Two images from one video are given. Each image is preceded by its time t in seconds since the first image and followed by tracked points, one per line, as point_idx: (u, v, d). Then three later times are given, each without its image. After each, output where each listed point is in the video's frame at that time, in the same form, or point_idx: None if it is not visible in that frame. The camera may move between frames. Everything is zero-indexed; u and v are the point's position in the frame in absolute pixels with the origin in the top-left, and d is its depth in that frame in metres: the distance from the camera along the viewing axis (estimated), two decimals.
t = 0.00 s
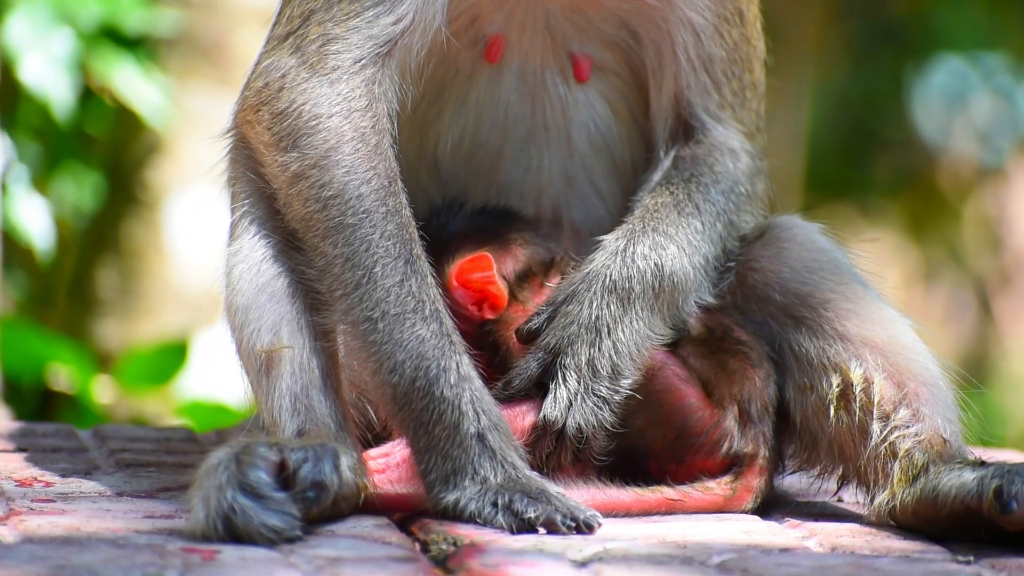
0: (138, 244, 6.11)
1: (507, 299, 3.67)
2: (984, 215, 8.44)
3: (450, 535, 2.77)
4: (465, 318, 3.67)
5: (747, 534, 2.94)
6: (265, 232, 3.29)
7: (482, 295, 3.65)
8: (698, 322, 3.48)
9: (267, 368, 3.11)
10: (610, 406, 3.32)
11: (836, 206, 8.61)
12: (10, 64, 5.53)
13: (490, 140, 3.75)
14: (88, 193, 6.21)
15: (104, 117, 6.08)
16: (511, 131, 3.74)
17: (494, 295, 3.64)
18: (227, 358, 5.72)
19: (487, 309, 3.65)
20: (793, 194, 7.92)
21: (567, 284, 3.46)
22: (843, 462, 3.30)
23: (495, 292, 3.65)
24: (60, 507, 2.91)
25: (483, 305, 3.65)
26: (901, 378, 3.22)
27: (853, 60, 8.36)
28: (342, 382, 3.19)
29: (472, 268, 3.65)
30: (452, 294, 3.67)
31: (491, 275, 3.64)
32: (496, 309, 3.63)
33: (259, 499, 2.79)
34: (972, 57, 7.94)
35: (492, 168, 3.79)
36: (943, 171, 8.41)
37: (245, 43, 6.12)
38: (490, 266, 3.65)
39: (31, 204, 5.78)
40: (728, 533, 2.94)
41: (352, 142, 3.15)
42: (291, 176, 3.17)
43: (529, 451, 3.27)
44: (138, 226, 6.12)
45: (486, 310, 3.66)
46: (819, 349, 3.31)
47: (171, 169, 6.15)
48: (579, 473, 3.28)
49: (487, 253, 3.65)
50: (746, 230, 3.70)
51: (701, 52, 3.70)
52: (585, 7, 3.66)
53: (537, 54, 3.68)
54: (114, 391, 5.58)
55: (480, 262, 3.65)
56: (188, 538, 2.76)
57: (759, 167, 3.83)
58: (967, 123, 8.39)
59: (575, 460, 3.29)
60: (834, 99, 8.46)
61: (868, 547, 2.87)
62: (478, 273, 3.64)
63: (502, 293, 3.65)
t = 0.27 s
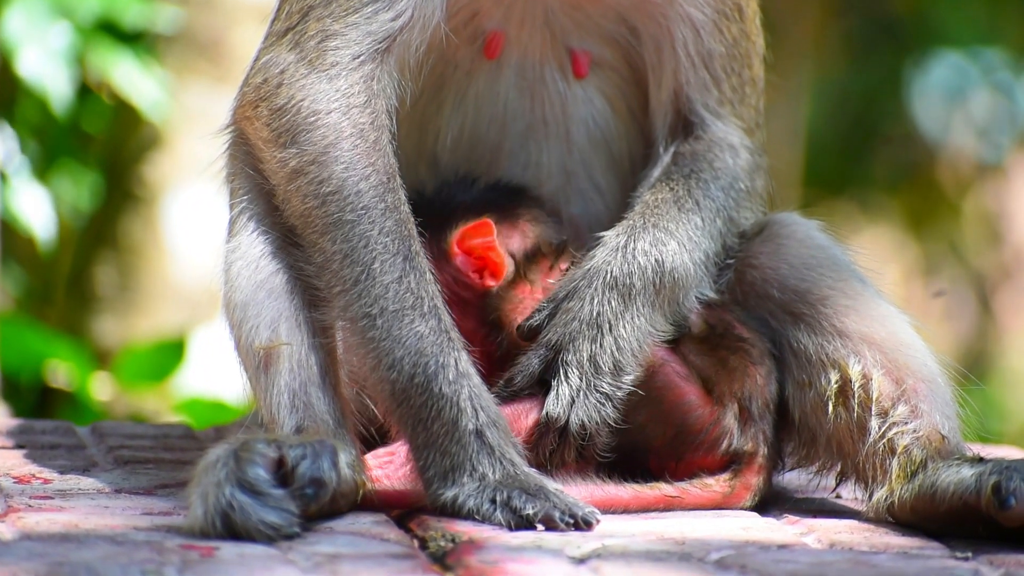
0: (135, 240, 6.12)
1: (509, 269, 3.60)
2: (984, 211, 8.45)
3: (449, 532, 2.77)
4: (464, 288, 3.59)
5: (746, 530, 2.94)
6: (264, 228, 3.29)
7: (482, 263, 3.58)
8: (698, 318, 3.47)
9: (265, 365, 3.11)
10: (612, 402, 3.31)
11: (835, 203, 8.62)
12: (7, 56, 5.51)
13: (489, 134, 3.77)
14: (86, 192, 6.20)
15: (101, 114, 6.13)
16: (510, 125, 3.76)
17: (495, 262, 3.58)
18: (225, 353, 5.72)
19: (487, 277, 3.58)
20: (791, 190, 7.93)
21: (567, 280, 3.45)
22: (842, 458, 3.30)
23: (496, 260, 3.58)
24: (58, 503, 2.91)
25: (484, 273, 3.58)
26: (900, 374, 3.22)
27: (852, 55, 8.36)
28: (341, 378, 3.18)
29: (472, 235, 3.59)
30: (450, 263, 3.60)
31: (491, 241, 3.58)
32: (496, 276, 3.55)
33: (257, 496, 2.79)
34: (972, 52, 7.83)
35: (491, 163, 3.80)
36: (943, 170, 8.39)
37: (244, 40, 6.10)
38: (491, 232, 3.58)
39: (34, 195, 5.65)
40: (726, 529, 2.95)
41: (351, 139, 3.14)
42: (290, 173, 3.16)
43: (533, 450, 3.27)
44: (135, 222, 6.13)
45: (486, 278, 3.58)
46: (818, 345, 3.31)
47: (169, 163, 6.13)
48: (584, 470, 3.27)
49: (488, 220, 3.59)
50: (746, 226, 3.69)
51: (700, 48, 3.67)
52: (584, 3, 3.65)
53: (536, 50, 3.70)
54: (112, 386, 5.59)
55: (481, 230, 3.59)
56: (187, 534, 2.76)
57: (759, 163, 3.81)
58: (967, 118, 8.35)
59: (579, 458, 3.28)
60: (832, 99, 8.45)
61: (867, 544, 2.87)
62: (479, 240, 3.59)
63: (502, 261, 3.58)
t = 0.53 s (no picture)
0: (135, 237, 6.10)
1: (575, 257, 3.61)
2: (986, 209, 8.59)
3: (448, 530, 2.77)
4: (524, 255, 3.61)
5: (746, 528, 2.94)
6: (265, 225, 3.29)
7: (556, 239, 3.58)
8: (717, 317, 3.47)
9: (266, 362, 3.11)
10: (647, 395, 3.31)
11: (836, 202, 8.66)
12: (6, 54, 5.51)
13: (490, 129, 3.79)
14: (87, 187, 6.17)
15: (101, 113, 6.09)
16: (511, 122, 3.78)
17: (569, 246, 3.58)
18: (226, 351, 5.72)
19: (553, 255, 3.59)
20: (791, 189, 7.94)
21: (591, 275, 3.46)
22: (842, 456, 3.30)
23: (567, 244, 3.58)
24: (58, 501, 2.91)
25: (549, 250, 3.59)
26: (901, 372, 3.22)
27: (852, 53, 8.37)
28: (340, 376, 3.18)
29: (559, 209, 3.58)
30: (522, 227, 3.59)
31: (576, 226, 3.57)
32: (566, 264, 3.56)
33: (257, 494, 2.79)
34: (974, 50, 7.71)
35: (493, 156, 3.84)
36: (944, 168, 8.41)
37: (242, 37, 6.10)
38: (578, 216, 3.59)
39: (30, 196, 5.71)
40: (727, 527, 2.95)
41: (352, 135, 3.14)
42: (291, 169, 3.16)
43: (569, 453, 3.27)
44: (136, 219, 6.11)
45: (552, 256, 3.59)
46: (819, 343, 3.30)
47: (169, 161, 6.13)
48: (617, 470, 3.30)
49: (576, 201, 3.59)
50: (754, 221, 3.67)
51: (705, 42, 3.66)
52: None
53: (537, 48, 3.70)
54: (112, 384, 5.59)
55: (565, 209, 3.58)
56: (186, 532, 2.76)
57: (767, 158, 3.78)
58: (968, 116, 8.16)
59: (619, 457, 3.31)
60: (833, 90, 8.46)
61: (866, 541, 2.87)
62: (564, 217, 3.58)
63: (575, 248, 3.59)
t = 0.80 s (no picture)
0: (137, 238, 6.11)
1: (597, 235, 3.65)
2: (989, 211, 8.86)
3: (448, 532, 2.77)
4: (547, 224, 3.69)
5: (746, 530, 2.94)
6: (266, 226, 3.28)
7: (580, 213, 3.62)
8: (723, 320, 3.44)
9: (266, 364, 3.10)
10: (640, 394, 3.31)
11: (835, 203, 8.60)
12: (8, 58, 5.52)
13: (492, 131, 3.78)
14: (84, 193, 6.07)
15: (102, 116, 6.03)
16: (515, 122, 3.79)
17: (593, 221, 3.62)
18: (226, 351, 5.72)
19: (575, 230, 3.64)
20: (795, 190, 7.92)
21: (600, 269, 3.48)
22: (842, 458, 3.30)
23: (591, 221, 3.62)
24: (58, 503, 2.91)
25: (572, 223, 3.64)
26: (901, 374, 3.22)
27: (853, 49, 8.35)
28: (341, 378, 3.18)
29: (588, 184, 3.62)
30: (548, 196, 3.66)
31: (602, 205, 3.60)
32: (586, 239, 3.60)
33: (257, 496, 2.79)
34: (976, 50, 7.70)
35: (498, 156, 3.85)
36: (945, 170, 8.51)
37: (244, 37, 6.12)
38: (606, 194, 3.62)
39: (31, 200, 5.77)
40: (726, 529, 2.95)
41: (354, 137, 3.14)
42: (293, 171, 3.16)
43: (556, 442, 3.28)
44: (136, 220, 6.13)
45: (575, 229, 3.64)
46: (819, 345, 3.30)
47: (170, 162, 6.15)
48: (603, 465, 3.31)
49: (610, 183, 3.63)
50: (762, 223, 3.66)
51: (710, 43, 3.67)
52: None
53: (540, 49, 3.71)
54: (112, 386, 5.58)
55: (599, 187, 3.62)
56: (186, 534, 2.76)
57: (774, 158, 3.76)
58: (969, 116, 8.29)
59: (602, 450, 3.31)
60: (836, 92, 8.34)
61: (866, 544, 2.87)
62: (591, 193, 3.61)
63: (599, 226, 3.63)
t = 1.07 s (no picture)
0: (134, 238, 6.10)
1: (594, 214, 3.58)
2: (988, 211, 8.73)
3: (447, 532, 2.77)
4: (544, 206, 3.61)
5: (743, 530, 2.94)
6: (265, 225, 3.28)
7: (576, 193, 3.55)
8: (717, 319, 3.42)
9: (265, 364, 3.10)
10: (624, 395, 3.30)
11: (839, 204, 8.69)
12: (6, 58, 5.51)
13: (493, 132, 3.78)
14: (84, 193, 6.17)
15: (99, 114, 6.08)
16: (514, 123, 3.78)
17: (590, 201, 3.55)
18: (224, 351, 5.72)
19: (571, 211, 3.57)
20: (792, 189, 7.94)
21: (593, 268, 3.47)
22: (841, 458, 3.30)
23: (589, 201, 3.55)
24: (56, 503, 2.90)
25: (570, 204, 3.57)
26: (900, 374, 3.22)
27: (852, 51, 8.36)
28: (340, 378, 3.19)
29: (583, 164, 3.55)
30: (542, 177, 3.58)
31: (596, 184, 3.54)
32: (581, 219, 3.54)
33: (255, 496, 2.79)
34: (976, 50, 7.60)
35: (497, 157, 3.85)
36: (946, 171, 8.57)
37: (244, 37, 6.11)
38: (600, 173, 3.55)
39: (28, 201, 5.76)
40: (725, 529, 2.94)
41: (353, 137, 3.14)
42: (292, 170, 3.16)
43: (540, 437, 3.25)
44: (134, 220, 6.11)
45: (572, 210, 3.57)
46: (818, 346, 3.30)
47: (168, 162, 6.12)
48: (590, 464, 3.29)
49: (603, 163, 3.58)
50: (760, 224, 3.65)
51: (708, 43, 3.67)
52: None
53: (541, 47, 3.73)
54: (110, 386, 5.59)
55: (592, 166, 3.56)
56: (184, 534, 2.76)
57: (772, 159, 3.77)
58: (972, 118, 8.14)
59: (587, 449, 3.29)
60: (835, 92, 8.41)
61: (864, 544, 2.87)
62: (586, 173, 3.55)
63: (594, 205, 3.56)
